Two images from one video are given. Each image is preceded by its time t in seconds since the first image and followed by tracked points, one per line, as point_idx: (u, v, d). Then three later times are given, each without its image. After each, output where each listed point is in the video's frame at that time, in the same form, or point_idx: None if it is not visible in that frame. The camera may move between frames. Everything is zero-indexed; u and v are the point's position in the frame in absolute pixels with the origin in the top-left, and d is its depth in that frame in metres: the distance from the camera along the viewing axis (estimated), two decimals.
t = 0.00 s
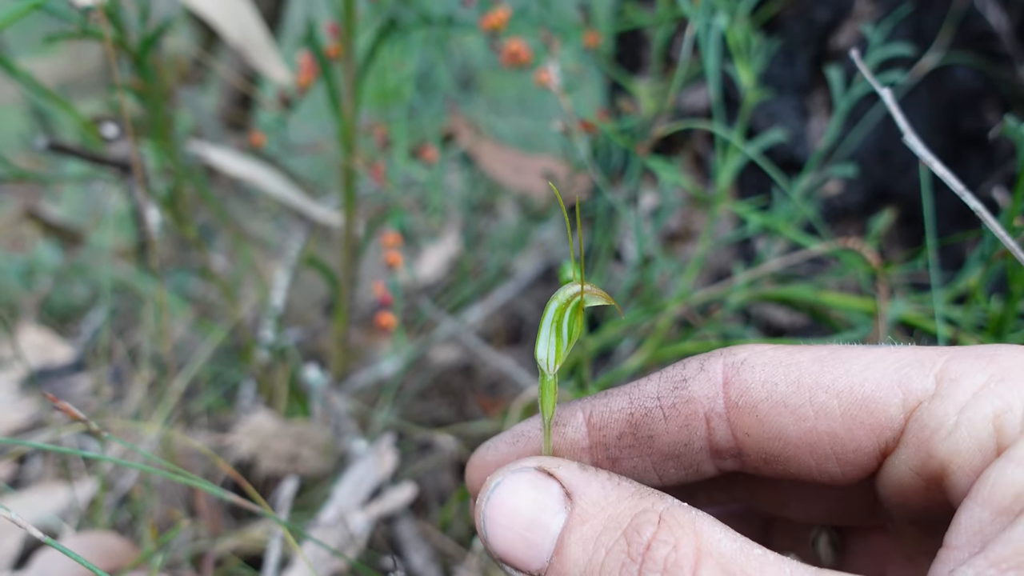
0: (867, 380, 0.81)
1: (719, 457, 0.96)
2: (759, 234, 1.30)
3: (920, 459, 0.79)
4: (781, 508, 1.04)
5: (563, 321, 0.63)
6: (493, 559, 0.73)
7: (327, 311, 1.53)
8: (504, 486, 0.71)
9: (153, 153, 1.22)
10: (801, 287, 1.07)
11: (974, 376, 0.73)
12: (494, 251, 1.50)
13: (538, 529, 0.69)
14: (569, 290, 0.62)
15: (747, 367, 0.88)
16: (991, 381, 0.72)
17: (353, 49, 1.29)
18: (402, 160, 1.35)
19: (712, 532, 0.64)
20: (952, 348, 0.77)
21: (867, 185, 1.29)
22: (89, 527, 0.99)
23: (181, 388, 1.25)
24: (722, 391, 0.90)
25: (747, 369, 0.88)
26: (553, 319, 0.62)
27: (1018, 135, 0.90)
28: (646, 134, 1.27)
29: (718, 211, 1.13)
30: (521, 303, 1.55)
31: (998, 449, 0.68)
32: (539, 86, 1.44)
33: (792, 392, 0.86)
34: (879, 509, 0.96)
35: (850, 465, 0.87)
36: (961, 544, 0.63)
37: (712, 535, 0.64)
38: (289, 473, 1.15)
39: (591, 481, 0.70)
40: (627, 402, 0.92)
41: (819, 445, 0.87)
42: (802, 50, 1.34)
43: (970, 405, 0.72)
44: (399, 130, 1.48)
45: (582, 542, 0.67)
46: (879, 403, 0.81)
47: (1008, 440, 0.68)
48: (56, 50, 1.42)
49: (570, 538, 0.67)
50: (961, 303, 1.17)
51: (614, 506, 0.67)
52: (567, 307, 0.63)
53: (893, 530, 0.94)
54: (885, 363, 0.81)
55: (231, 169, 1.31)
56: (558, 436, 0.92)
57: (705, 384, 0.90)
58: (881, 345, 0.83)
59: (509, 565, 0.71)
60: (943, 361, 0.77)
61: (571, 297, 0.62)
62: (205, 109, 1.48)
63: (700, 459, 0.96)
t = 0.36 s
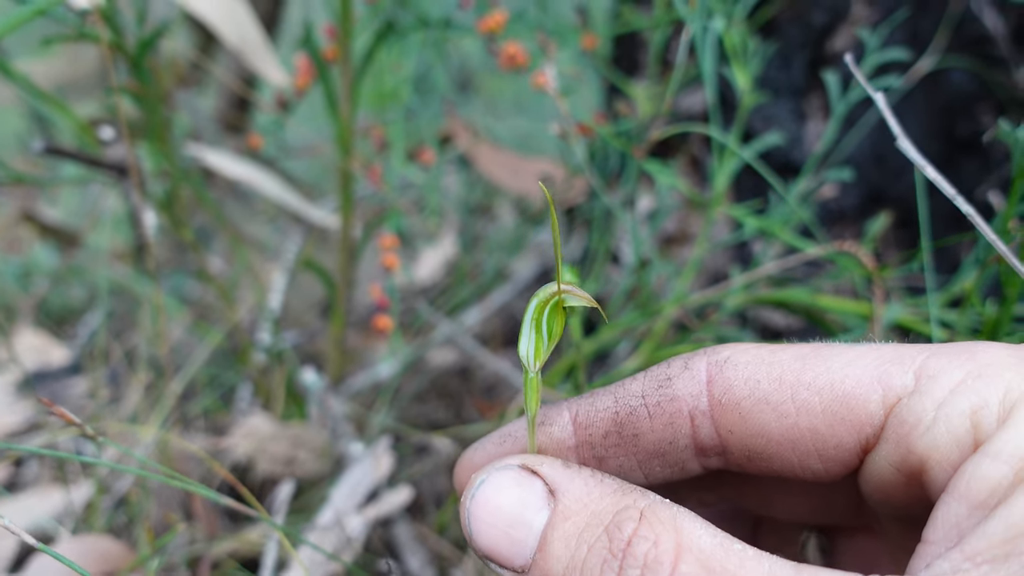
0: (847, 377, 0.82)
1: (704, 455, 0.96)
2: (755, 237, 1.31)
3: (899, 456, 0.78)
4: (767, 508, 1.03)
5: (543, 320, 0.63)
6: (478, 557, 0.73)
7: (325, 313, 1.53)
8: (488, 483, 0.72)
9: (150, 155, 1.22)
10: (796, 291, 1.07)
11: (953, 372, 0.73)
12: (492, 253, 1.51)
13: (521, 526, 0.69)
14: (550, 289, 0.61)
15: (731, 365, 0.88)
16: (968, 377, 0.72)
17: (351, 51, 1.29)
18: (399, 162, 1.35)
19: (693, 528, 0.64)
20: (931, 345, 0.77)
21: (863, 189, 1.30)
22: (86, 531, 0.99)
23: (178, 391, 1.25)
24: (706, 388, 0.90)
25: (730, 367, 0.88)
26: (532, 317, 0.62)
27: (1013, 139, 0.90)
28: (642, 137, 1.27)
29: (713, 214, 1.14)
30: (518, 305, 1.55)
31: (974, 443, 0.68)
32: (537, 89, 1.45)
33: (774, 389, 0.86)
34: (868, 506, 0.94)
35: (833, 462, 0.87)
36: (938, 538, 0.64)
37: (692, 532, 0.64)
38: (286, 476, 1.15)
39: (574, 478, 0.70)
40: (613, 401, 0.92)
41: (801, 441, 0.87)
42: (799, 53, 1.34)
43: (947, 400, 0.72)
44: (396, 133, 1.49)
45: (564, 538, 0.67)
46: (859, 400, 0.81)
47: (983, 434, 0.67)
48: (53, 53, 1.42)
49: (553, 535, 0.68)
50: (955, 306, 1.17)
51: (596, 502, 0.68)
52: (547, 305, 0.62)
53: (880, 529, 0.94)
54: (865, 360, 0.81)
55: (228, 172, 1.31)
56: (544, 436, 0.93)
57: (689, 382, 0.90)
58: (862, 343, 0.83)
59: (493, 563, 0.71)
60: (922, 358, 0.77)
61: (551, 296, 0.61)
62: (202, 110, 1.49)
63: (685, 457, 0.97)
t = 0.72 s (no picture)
0: (854, 366, 0.81)
1: (710, 446, 0.96)
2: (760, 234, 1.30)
3: (905, 446, 0.78)
4: (773, 501, 1.03)
5: (548, 306, 0.63)
6: (483, 545, 0.73)
7: (327, 310, 1.53)
8: (493, 470, 0.72)
9: (153, 151, 1.22)
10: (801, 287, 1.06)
11: (960, 361, 0.73)
12: (494, 250, 1.50)
13: (526, 513, 0.69)
14: (553, 275, 0.62)
15: (738, 354, 0.88)
16: (974, 366, 0.71)
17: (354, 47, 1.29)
18: (402, 159, 1.35)
19: (698, 515, 0.64)
20: (939, 334, 0.77)
21: (869, 184, 1.29)
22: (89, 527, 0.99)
23: (180, 387, 1.25)
24: (713, 378, 0.90)
25: (737, 356, 0.88)
26: (537, 303, 0.63)
27: (1019, 134, 0.90)
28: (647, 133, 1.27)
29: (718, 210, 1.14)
30: (521, 303, 1.55)
31: (980, 431, 0.68)
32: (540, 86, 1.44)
33: (782, 378, 0.86)
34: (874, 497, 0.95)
35: (839, 451, 0.86)
36: (945, 526, 0.63)
37: (697, 518, 0.64)
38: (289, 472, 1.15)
39: (579, 465, 0.70)
40: (620, 391, 0.92)
41: (808, 431, 0.87)
42: (803, 50, 1.34)
43: (954, 389, 0.72)
44: (399, 129, 1.48)
45: (569, 524, 0.67)
46: (866, 389, 0.81)
47: (990, 422, 0.67)
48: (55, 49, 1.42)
49: (558, 522, 0.68)
50: (960, 301, 1.17)
51: (600, 488, 0.68)
52: (551, 292, 0.63)
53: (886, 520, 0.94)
54: (872, 350, 0.81)
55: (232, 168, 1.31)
56: (551, 426, 0.93)
57: (696, 372, 0.90)
58: (869, 333, 0.83)
59: (497, 551, 0.71)
60: (929, 347, 0.77)
61: (555, 282, 0.62)
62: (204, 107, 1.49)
63: (691, 448, 0.96)
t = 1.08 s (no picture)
0: (848, 371, 0.82)
1: (706, 451, 0.96)
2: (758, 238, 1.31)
3: (899, 449, 0.78)
4: (769, 506, 1.03)
5: (543, 312, 0.63)
6: (479, 548, 0.73)
7: (327, 314, 1.54)
8: (490, 473, 0.72)
9: (154, 156, 1.22)
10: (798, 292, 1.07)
11: (952, 365, 0.73)
12: (494, 255, 1.51)
13: (522, 516, 0.69)
14: (548, 282, 0.62)
15: (733, 359, 0.88)
16: (966, 369, 0.72)
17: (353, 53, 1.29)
18: (402, 163, 1.36)
19: (693, 518, 0.64)
20: (931, 339, 0.77)
21: (866, 189, 1.30)
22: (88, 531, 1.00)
23: (180, 391, 1.25)
24: (708, 383, 0.90)
25: (732, 361, 0.88)
26: (532, 309, 0.63)
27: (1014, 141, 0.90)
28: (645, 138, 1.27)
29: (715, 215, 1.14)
30: (520, 306, 1.55)
31: (972, 434, 0.68)
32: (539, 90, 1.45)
33: (776, 383, 0.86)
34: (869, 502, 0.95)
35: (834, 456, 0.87)
36: (938, 529, 0.64)
37: (692, 522, 0.64)
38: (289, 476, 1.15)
39: (575, 469, 0.70)
40: (616, 397, 0.92)
41: (802, 435, 0.87)
42: (801, 56, 1.35)
43: (946, 392, 0.72)
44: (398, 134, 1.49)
45: (564, 527, 0.67)
46: (859, 393, 0.81)
47: (981, 424, 0.67)
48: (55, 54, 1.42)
49: (554, 524, 0.68)
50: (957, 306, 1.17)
51: (596, 491, 0.68)
52: (546, 297, 0.63)
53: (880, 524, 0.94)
54: (866, 354, 0.81)
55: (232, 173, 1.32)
56: (547, 431, 0.93)
57: (692, 377, 0.90)
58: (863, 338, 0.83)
59: (493, 554, 0.71)
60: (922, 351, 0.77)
61: (550, 288, 0.62)
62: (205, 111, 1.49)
63: (687, 453, 0.97)
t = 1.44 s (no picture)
0: (851, 366, 0.82)
1: (709, 447, 0.97)
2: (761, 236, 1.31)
3: (902, 444, 0.78)
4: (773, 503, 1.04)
5: (548, 306, 0.64)
6: (483, 542, 0.74)
7: (330, 313, 1.54)
8: (494, 468, 0.72)
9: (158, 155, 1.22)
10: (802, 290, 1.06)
11: (955, 360, 0.73)
12: (496, 254, 1.51)
13: (526, 510, 0.70)
14: (552, 277, 0.62)
15: (737, 355, 0.88)
16: (970, 364, 0.71)
17: (357, 52, 1.30)
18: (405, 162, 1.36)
19: (697, 512, 0.64)
20: (935, 334, 0.77)
21: (869, 187, 1.30)
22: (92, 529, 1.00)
23: (184, 390, 1.25)
24: (712, 379, 0.90)
25: (736, 356, 0.88)
26: (538, 304, 0.63)
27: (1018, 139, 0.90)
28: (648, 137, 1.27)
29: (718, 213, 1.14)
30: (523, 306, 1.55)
31: (976, 428, 0.68)
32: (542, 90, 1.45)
33: (779, 379, 0.86)
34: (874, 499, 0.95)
35: (838, 451, 0.87)
36: (941, 523, 0.64)
37: (696, 515, 0.64)
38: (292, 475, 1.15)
39: (579, 463, 0.70)
40: (619, 393, 0.92)
41: (806, 430, 0.87)
42: (804, 55, 1.35)
43: (950, 388, 0.72)
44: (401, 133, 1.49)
45: (568, 521, 0.67)
46: (863, 388, 0.81)
47: (986, 420, 0.67)
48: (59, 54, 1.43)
49: (558, 518, 0.68)
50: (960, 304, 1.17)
51: (600, 485, 0.68)
52: (551, 293, 0.63)
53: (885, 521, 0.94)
54: (869, 349, 0.81)
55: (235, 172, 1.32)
56: (551, 427, 0.94)
57: (695, 373, 0.90)
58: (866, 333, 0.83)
59: (497, 547, 0.72)
60: (925, 346, 0.77)
61: (555, 283, 0.62)
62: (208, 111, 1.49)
63: (691, 449, 0.97)
